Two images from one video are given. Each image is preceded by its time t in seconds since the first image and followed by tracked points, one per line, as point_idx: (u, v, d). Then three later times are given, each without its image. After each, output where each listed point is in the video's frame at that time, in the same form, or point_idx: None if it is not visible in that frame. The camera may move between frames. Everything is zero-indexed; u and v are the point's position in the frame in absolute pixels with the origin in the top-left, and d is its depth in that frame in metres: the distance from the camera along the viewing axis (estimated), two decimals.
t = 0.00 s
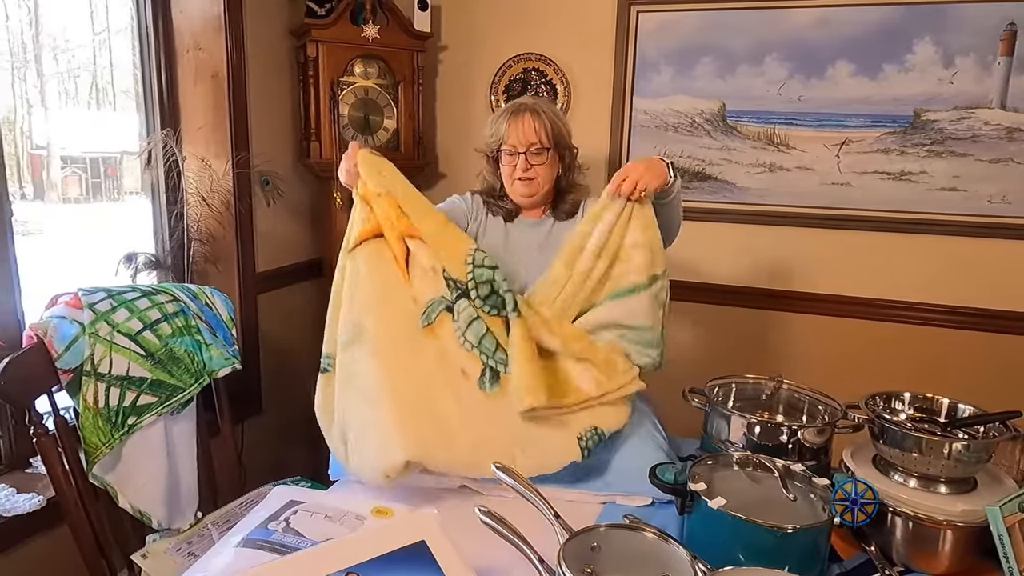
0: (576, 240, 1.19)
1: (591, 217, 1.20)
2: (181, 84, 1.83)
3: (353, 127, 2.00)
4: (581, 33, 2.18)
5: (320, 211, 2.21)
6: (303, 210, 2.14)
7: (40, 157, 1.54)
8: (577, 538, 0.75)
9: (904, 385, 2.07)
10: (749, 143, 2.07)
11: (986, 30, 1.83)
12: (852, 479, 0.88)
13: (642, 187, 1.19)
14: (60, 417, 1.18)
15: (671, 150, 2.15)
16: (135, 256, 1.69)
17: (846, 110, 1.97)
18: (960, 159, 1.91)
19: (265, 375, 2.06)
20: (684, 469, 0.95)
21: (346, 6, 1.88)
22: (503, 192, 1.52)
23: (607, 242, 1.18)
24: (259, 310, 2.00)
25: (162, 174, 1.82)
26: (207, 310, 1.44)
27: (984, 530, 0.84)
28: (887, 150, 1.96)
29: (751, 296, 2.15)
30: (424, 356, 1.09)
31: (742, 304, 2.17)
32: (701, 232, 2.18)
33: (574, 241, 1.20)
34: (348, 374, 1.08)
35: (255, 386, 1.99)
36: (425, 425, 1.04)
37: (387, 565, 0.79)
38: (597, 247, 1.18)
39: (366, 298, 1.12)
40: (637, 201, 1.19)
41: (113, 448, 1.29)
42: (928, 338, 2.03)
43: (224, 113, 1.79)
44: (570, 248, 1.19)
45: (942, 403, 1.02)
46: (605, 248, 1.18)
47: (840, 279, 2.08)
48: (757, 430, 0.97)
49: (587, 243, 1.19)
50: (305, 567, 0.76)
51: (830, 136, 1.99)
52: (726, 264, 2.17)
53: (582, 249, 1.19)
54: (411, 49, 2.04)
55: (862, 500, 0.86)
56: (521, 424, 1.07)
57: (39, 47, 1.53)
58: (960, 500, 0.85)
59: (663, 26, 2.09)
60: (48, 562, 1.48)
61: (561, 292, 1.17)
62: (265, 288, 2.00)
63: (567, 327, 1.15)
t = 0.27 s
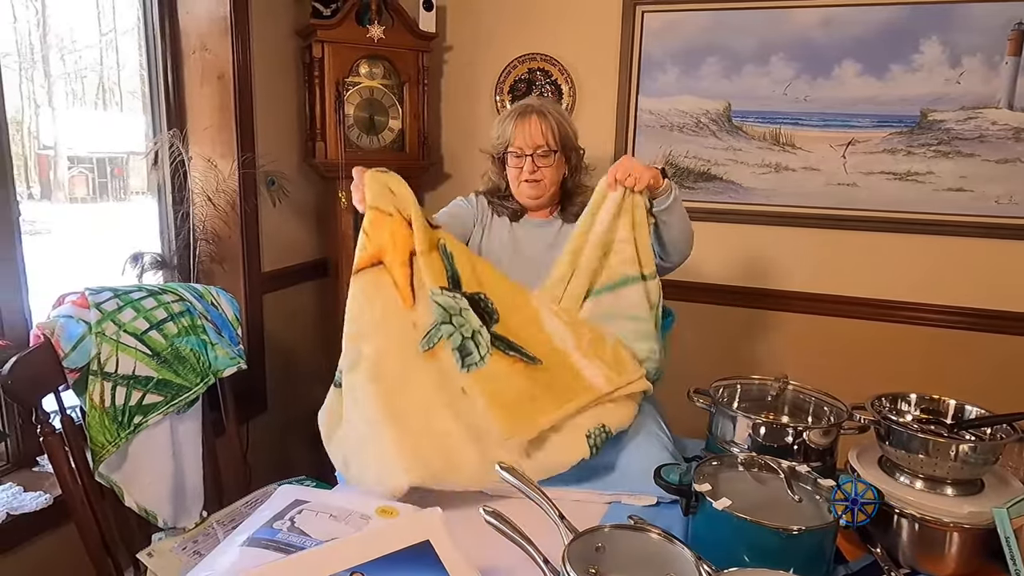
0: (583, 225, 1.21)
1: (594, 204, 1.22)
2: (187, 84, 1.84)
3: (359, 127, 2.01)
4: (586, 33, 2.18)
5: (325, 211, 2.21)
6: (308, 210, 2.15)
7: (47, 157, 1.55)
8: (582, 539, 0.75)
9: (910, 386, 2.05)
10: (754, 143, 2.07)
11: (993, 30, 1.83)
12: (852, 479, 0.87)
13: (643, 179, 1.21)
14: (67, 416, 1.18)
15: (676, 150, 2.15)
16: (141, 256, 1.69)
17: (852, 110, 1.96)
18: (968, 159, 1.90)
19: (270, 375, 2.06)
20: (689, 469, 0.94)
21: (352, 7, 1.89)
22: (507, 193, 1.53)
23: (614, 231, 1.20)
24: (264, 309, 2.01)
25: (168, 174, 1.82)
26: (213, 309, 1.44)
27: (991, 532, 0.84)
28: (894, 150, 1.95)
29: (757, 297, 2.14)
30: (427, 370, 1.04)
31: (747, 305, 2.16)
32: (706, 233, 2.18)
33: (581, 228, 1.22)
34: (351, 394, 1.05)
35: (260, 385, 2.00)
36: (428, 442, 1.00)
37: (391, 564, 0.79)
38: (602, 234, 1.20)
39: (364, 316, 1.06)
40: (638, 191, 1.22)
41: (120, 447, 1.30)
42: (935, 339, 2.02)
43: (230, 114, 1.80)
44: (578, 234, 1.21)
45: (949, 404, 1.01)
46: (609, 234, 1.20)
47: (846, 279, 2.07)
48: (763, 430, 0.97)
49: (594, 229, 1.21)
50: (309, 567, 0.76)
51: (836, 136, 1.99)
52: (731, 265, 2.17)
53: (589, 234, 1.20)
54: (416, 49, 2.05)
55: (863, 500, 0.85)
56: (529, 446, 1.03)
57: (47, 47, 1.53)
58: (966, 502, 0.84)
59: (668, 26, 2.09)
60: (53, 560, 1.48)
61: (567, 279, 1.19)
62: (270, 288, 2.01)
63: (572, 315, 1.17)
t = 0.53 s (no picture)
0: (586, 182, 1.12)
1: (598, 160, 1.13)
2: (186, 84, 1.84)
3: (357, 127, 2.00)
4: (585, 33, 2.18)
5: (324, 211, 2.21)
6: (307, 210, 2.15)
7: (46, 157, 1.55)
8: (581, 539, 0.75)
9: (909, 386, 2.06)
10: (753, 143, 2.07)
11: (992, 30, 1.83)
12: (851, 479, 0.87)
13: (645, 141, 1.17)
14: (66, 416, 1.18)
15: (675, 150, 2.15)
16: (140, 256, 1.69)
17: (851, 110, 1.96)
18: (966, 159, 1.90)
19: (269, 375, 2.06)
20: (688, 469, 0.95)
21: (350, 7, 1.88)
22: (505, 192, 1.52)
23: (621, 195, 1.13)
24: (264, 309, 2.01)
25: (167, 174, 1.82)
26: (212, 309, 1.44)
27: (990, 532, 0.84)
28: (892, 150, 1.95)
29: (756, 297, 2.15)
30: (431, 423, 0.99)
31: (746, 304, 2.16)
32: (705, 233, 2.18)
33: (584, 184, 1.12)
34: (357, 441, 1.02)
35: (259, 386, 2.00)
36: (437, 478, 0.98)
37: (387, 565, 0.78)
38: (607, 194, 1.12)
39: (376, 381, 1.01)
40: (642, 153, 1.17)
41: (118, 447, 1.30)
42: (934, 339, 2.02)
43: (229, 114, 1.79)
44: (582, 191, 1.12)
45: (948, 404, 1.01)
46: (614, 193, 1.13)
47: (845, 279, 2.07)
48: (761, 430, 0.97)
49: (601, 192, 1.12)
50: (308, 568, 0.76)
51: (835, 136, 1.99)
52: (730, 265, 2.17)
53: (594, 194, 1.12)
54: (415, 49, 2.05)
55: (863, 500, 0.85)
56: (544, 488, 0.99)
57: (45, 47, 1.53)
58: (965, 502, 0.85)
59: (667, 26, 2.09)
60: (53, 561, 1.48)
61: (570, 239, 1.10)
62: (270, 288, 2.01)
63: (575, 284, 1.09)
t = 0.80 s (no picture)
0: (591, 143, 1.13)
1: (602, 125, 1.14)
2: (185, 84, 1.84)
3: (356, 128, 2.00)
4: (584, 33, 2.18)
5: (323, 211, 2.21)
6: (306, 210, 2.15)
7: (44, 157, 1.55)
8: (581, 539, 0.75)
9: (907, 386, 2.06)
10: (752, 143, 2.07)
11: (990, 30, 1.83)
12: (851, 479, 0.87)
13: (649, 107, 1.15)
14: (65, 417, 1.18)
15: (674, 150, 2.15)
16: (138, 256, 1.69)
17: (849, 110, 1.96)
18: (965, 159, 1.90)
19: (268, 375, 2.06)
20: (687, 469, 0.95)
21: (349, 7, 1.88)
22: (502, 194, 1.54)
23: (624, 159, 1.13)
24: (263, 309, 2.01)
25: (166, 174, 1.82)
26: (210, 309, 1.44)
27: (988, 531, 0.84)
28: (891, 150, 1.95)
29: (755, 297, 2.15)
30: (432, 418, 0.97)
31: (745, 304, 2.17)
32: (703, 233, 2.18)
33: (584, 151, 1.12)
34: (360, 435, 1.01)
35: (258, 386, 2.00)
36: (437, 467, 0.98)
37: (387, 565, 0.78)
38: (611, 158, 1.12)
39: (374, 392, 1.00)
40: (644, 117, 1.15)
41: (117, 447, 1.30)
42: (933, 339, 2.02)
43: (228, 113, 1.79)
44: (581, 158, 1.12)
45: (946, 404, 1.01)
46: (617, 157, 1.12)
47: (844, 279, 2.07)
48: (760, 430, 0.97)
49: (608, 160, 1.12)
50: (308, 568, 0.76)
51: (833, 136, 1.99)
52: (728, 265, 2.17)
53: (597, 158, 1.12)
54: (414, 49, 2.05)
55: (863, 500, 0.85)
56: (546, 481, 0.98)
57: (43, 47, 1.53)
58: (963, 501, 0.85)
59: (666, 26, 2.09)
60: (52, 561, 1.48)
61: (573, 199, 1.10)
62: (269, 288, 2.01)
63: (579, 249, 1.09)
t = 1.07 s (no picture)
0: (608, 112, 1.08)
1: (624, 96, 1.09)
2: (183, 84, 1.83)
3: (354, 128, 2.00)
4: (582, 32, 2.18)
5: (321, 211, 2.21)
6: (304, 210, 2.15)
7: (42, 158, 1.55)
8: (580, 538, 0.75)
9: (905, 386, 2.06)
10: (750, 143, 2.07)
11: (988, 30, 1.83)
12: (851, 479, 0.87)
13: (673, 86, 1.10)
14: (62, 417, 1.18)
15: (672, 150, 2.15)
16: (136, 256, 1.69)
17: (848, 110, 1.97)
18: (962, 159, 1.91)
19: (266, 375, 2.06)
20: (686, 469, 0.95)
21: (347, 7, 1.88)
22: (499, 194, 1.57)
23: (647, 138, 1.08)
24: (262, 309, 2.01)
25: (164, 174, 1.82)
26: (209, 309, 1.44)
27: (986, 531, 0.84)
28: (889, 150, 1.96)
29: (753, 297, 2.15)
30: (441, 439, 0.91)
31: (744, 304, 2.17)
32: (702, 232, 2.18)
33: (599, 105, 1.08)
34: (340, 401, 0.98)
35: (257, 386, 1.99)
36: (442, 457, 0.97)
37: (385, 566, 0.78)
38: (635, 133, 1.07)
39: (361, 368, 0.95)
40: (669, 95, 1.11)
41: (115, 448, 1.29)
42: (931, 339, 2.02)
43: (226, 113, 1.79)
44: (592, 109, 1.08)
45: (945, 403, 1.02)
46: (643, 134, 1.08)
47: (842, 279, 2.07)
48: (758, 430, 0.97)
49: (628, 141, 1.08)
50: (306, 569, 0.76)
51: (831, 136, 1.99)
52: (727, 265, 2.17)
53: (614, 128, 1.08)
54: (412, 49, 2.05)
55: (863, 500, 0.85)
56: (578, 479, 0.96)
57: (41, 47, 1.53)
58: (961, 501, 0.85)
59: (665, 26, 2.09)
60: (50, 562, 1.48)
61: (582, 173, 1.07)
62: (267, 288, 2.01)
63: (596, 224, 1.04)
